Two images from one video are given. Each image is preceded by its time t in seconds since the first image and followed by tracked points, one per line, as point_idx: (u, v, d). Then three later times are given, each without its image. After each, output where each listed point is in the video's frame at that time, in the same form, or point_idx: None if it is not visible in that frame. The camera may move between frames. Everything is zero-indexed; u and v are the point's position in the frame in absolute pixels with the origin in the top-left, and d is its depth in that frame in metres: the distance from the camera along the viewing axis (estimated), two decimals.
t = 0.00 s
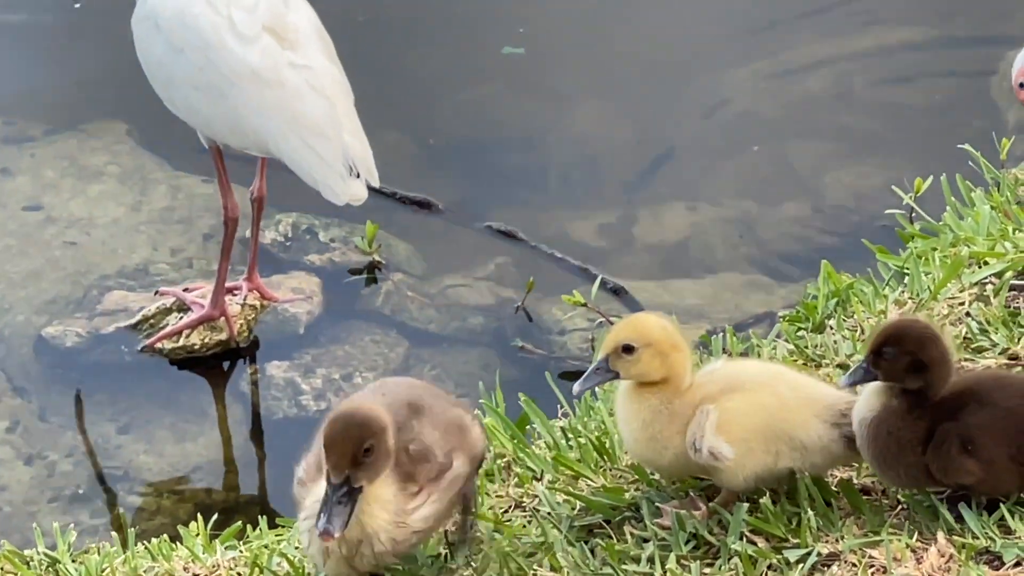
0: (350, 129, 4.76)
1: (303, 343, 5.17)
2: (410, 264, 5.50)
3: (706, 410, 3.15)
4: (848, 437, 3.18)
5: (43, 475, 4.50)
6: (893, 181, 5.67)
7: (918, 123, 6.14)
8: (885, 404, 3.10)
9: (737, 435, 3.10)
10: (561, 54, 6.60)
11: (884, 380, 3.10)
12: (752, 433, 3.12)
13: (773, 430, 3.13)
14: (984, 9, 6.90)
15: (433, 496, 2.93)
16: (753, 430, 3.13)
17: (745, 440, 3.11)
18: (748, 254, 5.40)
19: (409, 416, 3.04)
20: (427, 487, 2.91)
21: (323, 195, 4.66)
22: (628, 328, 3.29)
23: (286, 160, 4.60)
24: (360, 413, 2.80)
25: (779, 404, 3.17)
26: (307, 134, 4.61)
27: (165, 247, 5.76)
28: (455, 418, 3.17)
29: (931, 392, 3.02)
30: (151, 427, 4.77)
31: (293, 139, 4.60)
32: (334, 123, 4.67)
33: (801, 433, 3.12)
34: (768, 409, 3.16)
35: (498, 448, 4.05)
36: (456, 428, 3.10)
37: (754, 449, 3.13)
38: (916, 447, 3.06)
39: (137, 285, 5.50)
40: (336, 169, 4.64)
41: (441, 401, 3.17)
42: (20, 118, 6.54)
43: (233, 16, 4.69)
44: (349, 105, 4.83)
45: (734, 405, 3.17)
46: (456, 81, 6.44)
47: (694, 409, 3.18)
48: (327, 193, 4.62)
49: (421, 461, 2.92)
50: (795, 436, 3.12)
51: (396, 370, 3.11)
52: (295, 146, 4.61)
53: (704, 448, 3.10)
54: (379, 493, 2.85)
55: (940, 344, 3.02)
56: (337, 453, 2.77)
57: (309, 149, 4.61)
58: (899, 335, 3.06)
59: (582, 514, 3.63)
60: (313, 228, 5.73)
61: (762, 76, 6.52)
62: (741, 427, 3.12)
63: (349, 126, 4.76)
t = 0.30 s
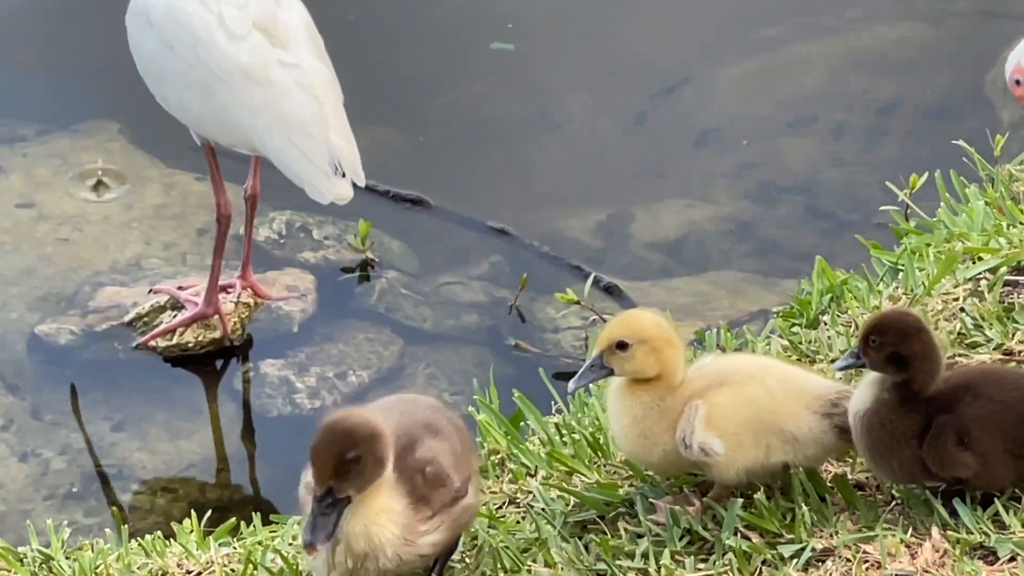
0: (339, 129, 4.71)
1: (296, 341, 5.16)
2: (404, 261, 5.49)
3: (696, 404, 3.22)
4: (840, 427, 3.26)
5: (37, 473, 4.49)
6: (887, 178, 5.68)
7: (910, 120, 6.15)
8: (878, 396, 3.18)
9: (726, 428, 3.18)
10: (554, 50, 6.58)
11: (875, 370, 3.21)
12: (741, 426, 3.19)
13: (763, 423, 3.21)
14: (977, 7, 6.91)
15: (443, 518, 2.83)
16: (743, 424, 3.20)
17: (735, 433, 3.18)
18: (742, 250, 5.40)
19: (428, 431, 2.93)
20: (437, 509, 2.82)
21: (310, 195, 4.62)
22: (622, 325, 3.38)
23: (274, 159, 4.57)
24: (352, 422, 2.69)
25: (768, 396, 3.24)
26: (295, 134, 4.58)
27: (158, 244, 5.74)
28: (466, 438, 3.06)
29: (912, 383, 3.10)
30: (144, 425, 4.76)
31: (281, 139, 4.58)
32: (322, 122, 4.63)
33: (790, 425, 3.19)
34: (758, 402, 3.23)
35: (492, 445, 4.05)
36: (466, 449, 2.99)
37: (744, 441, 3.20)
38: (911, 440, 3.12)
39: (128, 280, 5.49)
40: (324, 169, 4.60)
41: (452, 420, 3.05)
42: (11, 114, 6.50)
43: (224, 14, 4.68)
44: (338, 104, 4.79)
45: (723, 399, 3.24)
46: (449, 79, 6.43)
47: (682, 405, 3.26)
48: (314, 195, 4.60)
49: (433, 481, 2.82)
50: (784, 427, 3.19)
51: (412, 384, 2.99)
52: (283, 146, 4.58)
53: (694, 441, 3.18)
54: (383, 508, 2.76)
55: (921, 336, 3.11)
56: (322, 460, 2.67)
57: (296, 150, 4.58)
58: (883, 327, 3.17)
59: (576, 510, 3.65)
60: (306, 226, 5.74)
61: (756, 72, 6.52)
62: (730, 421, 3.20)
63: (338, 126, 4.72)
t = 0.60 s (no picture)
0: (328, 120, 4.70)
1: (286, 335, 5.15)
2: (393, 255, 5.48)
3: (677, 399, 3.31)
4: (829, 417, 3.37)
5: (27, 468, 4.49)
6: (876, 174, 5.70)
7: (899, 115, 6.17)
8: (867, 387, 3.29)
9: (712, 422, 3.27)
10: (543, 42, 6.56)
11: (861, 359, 3.32)
12: (727, 419, 3.29)
13: (750, 413, 3.30)
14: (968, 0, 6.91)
15: (421, 524, 2.93)
16: (729, 415, 3.30)
17: (721, 426, 3.28)
18: (731, 246, 5.42)
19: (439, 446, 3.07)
20: (419, 516, 2.93)
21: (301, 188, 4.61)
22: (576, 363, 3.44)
23: (264, 153, 4.57)
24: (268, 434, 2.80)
25: (755, 387, 3.34)
26: (284, 126, 4.58)
27: (148, 239, 5.74)
28: (486, 455, 3.19)
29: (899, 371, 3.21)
30: (134, 419, 4.76)
31: (270, 132, 4.58)
32: (311, 114, 4.62)
33: (779, 417, 3.29)
34: (745, 393, 3.33)
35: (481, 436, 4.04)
36: (476, 466, 3.11)
37: (732, 433, 3.29)
38: (900, 431, 3.25)
39: (118, 276, 5.50)
40: (313, 160, 4.59)
41: (477, 436, 3.19)
42: None
43: (212, 8, 4.69)
44: (327, 95, 4.77)
45: (708, 391, 3.33)
46: (438, 70, 6.40)
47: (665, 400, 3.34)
48: (305, 187, 4.59)
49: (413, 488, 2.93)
50: (773, 417, 3.30)
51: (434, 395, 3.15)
52: (272, 139, 4.58)
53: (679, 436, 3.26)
54: (335, 503, 2.83)
55: (909, 326, 3.22)
56: (237, 471, 2.79)
57: (286, 142, 4.58)
58: (871, 317, 3.28)
59: (565, 501, 3.65)
60: (296, 220, 5.69)
61: (748, 64, 6.50)
62: (715, 413, 3.29)
63: (328, 117, 4.70)
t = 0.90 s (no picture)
0: (312, 119, 4.71)
1: (270, 335, 5.14)
2: (378, 254, 5.48)
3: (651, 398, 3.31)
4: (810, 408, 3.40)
5: (11, 468, 4.49)
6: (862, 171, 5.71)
7: (885, 113, 6.18)
8: (850, 387, 3.31)
9: (688, 416, 3.28)
10: (529, 42, 6.56)
11: (845, 356, 3.33)
12: (703, 413, 3.30)
13: (727, 406, 3.32)
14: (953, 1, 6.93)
15: (269, 532, 2.79)
16: (707, 409, 3.31)
17: (698, 421, 3.29)
18: (717, 243, 5.42)
19: (293, 446, 2.91)
20: (261, 524, 2.78)
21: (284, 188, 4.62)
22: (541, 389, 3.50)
23: (248, 152, 4.57)
24: (123, 464, 2.68)
25: (731, 381, 3.37)
26: (269, 126, 4.58)
27: (133, 238, 5.73)
28: (366, 450, 3.03)
29: (883, 369, 3.23)
30: (119, 419, 4.76)
31: (255, 131, 4.58)
32: (295, 113, 4.63)
33: (757, 408, 3.31)
34: (721, 388, 3.35)
35: (465, 435, 4.04)
36: (345, 461, 2.95)
37: (710, 426, 3.31)
38: (884, 429, 3.26)
39: (103, 274, 5.48)
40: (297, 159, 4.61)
41: (351, 432, 3.03)
42: None
43: (196, 7, 4.68)
44: (311, 94, 4.78)
45: (683, 390, 3.35)
46: (422, 68, 6.40)
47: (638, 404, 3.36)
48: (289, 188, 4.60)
49: (257, 495, 2.79)
50: (751, 408, 3.31)
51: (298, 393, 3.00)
52: (257, 138, 4.58)
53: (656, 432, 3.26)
54: (180, 526, 2.72)
55: (894, 323, 3.24)
56: (92, 505, 2.67)
57: (271, 142, 4.58)
58: (855, 314, 3.30)
59: (548, 498, 3.64)
60: (281, 219, 5.68)
61: (733, 61, 6.49)
62: (692, 407, 3.30)
63: (312, 116, 4.71)
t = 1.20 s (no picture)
0: (295, 116, 4.69)
1: (253, 331, 5.13)
2: (361, 251, 5.47)
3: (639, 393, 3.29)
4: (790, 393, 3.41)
5: None
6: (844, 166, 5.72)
7: (868, 108, 6.19)
8: (834, 382, 3.32)
9: (674, 413, 3.27)
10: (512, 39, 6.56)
11: (828, 352, 3.34)
12: (689, 409, 3.29)
13: (713, 400, 3.32)
14: None
15: (195, 527, 2.95)
16: (693, 405, 3.31)
17: (684, 415, 3.28)
18: (700, 239, 5.43)
19: (236, 445, 3.08)
20: (193, 520, 2.95)
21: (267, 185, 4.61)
22: (540, 352, 3.48)
23: (230, 148, 4.55)
24: (93, 464, 2.82)
25: (718, 375, 3.37)
26: (252, 122, 4.56)
27: (115, 236, 5.71)
28: (314, 462, 3.16)
29: (868, 364, 3.25)
30: (102, 417, 4.74)
31: (238, 127, 4.56)
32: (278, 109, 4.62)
33: (742, 401, 3.32)
34: (708, 384, 3.35)
35: (447, 431, 4.03)
36: (283, 468, 3.09)
37: (696, 422, 3.30)
38: (868, 424, 3.26)
39: (85, 272, 5.46)
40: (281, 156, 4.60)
41: (304, 443, 3.17)
42: None
43: (177, 3, 4.66)
44: (294, 92, 4.77)
45: (670, 383, 3.35)
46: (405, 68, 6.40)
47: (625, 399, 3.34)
48: (272, 184, 4.59)
49: (188, 489, 2.96)
50: (737, 403, 3.32)
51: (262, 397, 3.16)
52: (240, 134, 4.56)
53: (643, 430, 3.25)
54: (125, 526, 2.89)
55: (877, 318, 3.26)
56: (66, 506, 2.80)
57: (254, 138, 4.56)
58: (838, 310, 3.31)
59: (530, 494, 3.63)
60: (262, 216, 5.69)
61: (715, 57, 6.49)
62: (678, 403, 3.29)
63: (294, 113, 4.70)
